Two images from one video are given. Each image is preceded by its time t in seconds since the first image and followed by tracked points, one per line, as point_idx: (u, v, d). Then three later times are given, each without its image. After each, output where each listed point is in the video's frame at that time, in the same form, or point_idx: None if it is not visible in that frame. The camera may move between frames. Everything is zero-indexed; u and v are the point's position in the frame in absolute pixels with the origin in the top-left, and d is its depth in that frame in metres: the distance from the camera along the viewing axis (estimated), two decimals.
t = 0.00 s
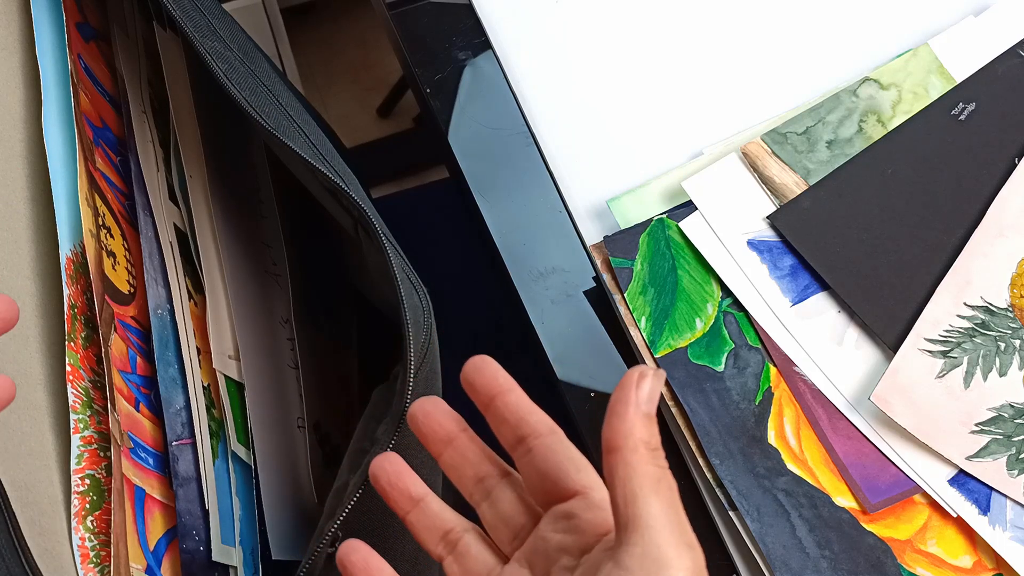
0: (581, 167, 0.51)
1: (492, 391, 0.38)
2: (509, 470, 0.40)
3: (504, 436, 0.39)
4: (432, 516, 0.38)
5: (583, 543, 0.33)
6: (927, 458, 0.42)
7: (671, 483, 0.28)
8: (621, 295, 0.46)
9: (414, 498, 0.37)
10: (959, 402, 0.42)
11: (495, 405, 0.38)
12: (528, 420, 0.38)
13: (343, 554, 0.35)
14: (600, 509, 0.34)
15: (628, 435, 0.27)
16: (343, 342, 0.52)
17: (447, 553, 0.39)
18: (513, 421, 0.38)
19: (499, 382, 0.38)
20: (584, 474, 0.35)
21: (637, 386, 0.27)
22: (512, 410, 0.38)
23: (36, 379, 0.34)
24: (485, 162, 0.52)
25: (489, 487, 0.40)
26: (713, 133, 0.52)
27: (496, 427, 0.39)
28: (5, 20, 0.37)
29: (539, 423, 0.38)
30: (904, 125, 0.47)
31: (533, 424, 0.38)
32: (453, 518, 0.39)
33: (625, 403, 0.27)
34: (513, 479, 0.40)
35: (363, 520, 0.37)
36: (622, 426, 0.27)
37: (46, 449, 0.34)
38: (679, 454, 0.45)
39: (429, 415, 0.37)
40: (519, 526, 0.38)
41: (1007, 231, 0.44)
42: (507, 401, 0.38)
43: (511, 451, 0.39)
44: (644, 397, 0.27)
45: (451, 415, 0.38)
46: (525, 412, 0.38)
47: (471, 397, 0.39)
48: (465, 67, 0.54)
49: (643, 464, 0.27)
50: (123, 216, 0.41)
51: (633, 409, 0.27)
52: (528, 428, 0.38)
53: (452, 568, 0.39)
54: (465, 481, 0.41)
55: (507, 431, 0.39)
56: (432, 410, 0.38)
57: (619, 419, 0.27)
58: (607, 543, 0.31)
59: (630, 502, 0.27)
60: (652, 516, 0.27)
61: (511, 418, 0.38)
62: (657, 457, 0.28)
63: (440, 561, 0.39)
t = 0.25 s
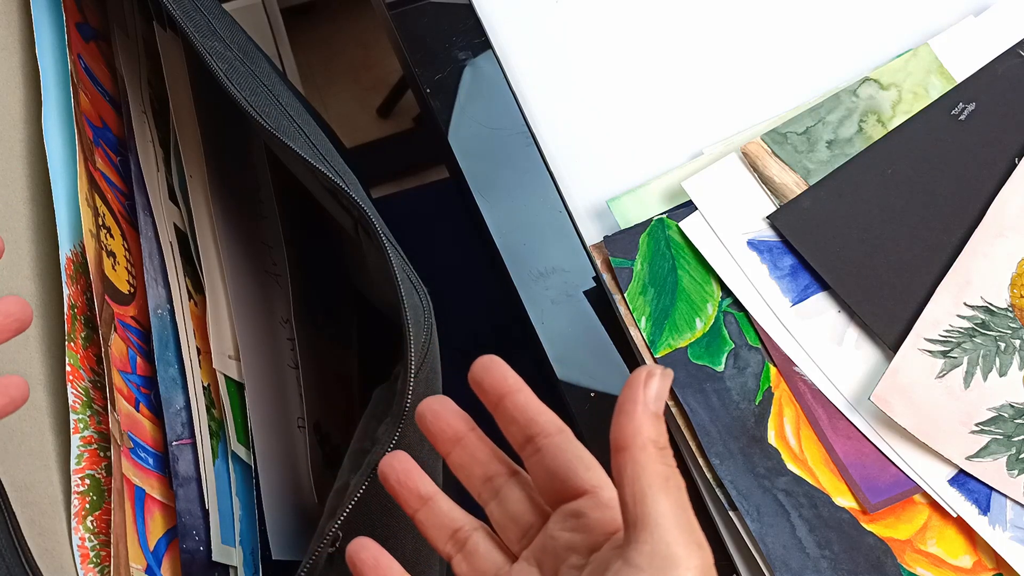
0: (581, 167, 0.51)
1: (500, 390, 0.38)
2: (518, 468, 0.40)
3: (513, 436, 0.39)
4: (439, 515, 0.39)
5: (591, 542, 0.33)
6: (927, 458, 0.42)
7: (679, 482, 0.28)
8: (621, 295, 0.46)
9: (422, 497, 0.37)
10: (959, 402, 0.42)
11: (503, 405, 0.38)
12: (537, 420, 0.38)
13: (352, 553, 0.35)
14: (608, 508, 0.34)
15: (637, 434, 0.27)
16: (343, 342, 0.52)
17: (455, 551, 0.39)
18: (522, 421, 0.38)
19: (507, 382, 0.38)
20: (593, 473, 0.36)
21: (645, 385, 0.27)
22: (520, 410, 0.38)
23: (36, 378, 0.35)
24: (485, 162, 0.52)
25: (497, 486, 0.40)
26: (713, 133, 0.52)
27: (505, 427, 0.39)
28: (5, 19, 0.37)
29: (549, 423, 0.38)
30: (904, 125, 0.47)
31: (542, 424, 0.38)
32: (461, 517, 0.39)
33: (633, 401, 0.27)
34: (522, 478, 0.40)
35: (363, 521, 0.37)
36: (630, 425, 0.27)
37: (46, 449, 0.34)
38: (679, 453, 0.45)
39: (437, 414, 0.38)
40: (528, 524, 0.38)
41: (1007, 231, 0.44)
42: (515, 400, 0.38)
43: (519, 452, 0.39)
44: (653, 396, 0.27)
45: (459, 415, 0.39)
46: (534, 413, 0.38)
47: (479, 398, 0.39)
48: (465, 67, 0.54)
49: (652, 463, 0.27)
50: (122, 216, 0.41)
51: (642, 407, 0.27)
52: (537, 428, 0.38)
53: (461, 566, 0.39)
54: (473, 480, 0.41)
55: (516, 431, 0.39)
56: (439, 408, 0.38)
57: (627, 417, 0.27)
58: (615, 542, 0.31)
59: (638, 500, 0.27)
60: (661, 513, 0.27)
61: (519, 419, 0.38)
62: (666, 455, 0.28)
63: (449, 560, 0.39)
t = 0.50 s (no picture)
0: (581, 167, 0.51)
1: (500, 390, 0.38)
2: (518, 468, 0.40)
3: (514, 436, 0.39)
4: (440, 514, 0.39)
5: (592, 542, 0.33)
6: (927, 458, 0.42)
7: (680, 481, 0.28)
8: (621, 295, 0.46)
9: (422, 497, 0.37)
10: (959, 402, 0.42)
11: (504, 404, 0.38)
12: (537, 419, 0.38)
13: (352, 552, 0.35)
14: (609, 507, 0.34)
15: (637, 433, 0.27)
16: (343, 342, 0.52)
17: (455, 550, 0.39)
18: (523, 420, 0.38)
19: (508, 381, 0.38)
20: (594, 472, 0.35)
21: (646, 385, 0.27)
22: (521, 409, 0.38)
23: (36, 378, 0.35)
24: (485, 162, 0.51)
25: (498, 485, 0.40)
26: (713, 133, 0.52)
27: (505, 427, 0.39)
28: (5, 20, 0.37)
29: (550, 422, 0.38)
30: (904, 125, 0.47)
31: (543, 423, 0.38)
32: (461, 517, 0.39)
33: (634, 401, 0.27)
34: (522, 477, 0.40)
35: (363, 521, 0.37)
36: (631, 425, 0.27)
37: (46, 449, 0.34)
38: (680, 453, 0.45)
39: (439, 413, 0.38)
40: (528, 524, 0.38)
41: (1007, 231, 0.44)
42: (515, 400, 0.38)
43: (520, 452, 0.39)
44: (653, 395, 0.27)
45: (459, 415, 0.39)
46: (534, 412, 0.38)
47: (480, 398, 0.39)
48: (465, 67, 0.54)
49: (652, 462, 0.27)
50: (123, 216, 0.41)
51: (642, 407, 0.27)
52: (538, 428, 0.38)
53: (461, 566, 0.39)
54: (474, 480, 0.41)
55: (516, 431, 0.39)
56: (439, 408, 0.38)
57: (628, 416, 0.27)
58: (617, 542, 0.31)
59: (640, 499, 0.27)
60: (663, 512, 0.27)
61: (520, 419, 0.38)
62: (667, 454, 0.28)
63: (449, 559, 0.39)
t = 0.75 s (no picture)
0: (581, 167, 0.51)
1: (509, 401, 0.39)
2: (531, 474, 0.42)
3: (526, 446, 0.40)
4: (453, 519, 0.40)
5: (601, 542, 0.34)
6: (927, 458, 0.42)
7: (681, 481, 0.28)
8: (621, 295, 0.46)
9: (435, 502, 0.38)
10: (959, 402, 0.42)
11: (513, 415, 0.40)
12: (548, 429, 0.39)
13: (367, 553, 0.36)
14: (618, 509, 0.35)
15: (637, 436, 0.27)
16: (343, 342, 0.52)
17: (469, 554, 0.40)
18: (531, 429, 0.39)
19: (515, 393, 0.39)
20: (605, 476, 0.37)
21: (645, 388, 0.27)
22: (530, 420, 0.39)
23: (36, 378, 0.35)
24: (485, 162, 0.51)
25: (512, 491, 0.42)
26: (713, 133, 0.52)
27: (516, 437, 0.40)
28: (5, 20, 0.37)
29: (561, 431, 0.39)
30: (904, 125, 0.47)
31: (554, 432, 0.39)
32: (473, 521, 0.41)
33: (634, 405, 0.27)
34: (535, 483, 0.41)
35: (364, 522, 0.37)
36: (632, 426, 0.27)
37: (46, 449, 0.34)
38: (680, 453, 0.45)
39: (446, 423, 0.39)
40: (541, 528, 0.40)
41: (1007, 230, 0.44)
42: (524, 410, 0.39)
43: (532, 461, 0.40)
44: (653, 398, 0.27)
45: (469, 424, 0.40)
46: (544, 421, 0.39)
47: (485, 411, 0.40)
48: (465, 67, 0.54)
49: (653, 463, 0.27)
50: (123, 216, 0.41)
51: (642, 410, 0.27)
52: (549, 436, 0.39)
53: (474, 568, 0.40)
54: (489, 485, 0.42)
55: (528, 442, 0.40)
56: (449, 415, 0.39)
57: (628, 420, 0.27)
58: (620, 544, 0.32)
59: (641, 500, 0.27)
60: (663, 513, 0.27)
61: (530, 430, 0.39)
62: (667, 456, 0.28)
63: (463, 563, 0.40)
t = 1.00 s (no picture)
0: (581, 168, 0.51)
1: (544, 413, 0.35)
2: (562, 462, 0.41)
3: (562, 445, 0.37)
4: (470, 499, 0.40)
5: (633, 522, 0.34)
6: (927, 458, 0.42)
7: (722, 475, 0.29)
8: (621, 295, 0.46)
9: (454, 481, 0.38)
10: (959, 402, 0.42)
11: (552, 424, 0.36)
12: (587, 429, 0.36)
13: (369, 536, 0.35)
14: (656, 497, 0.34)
15: (661, 436, 0.29)
16: (343, 342, 0.52)
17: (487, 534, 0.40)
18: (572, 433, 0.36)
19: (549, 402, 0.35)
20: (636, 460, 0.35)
21: (638, 393, 0.28)
22: (569, 425, 0.36)
23: (36, 378, 0.34)
24: (485, 162, 0.51)
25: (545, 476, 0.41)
26: (713, 133, 0.51)
27: (555, 442, 0.37)
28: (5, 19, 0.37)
29: (594, 423, 0.36)
30: (904, 125, 0.47)
31: (589, 427, 0.36)
32: (493, 502, 0.40)
33: (636, 410, 0.28)
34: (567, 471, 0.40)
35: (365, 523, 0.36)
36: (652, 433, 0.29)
37: (46, 448, 0.34)
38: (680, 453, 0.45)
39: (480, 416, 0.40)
40: (572, 513, 0.39)
41: (1007, 231, 0.44)
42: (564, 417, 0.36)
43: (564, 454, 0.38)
44: (648, 400, 0.29)
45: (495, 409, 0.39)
46: (583, 420, 0.36)
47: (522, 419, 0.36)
48: (466, 67, 0.54)
49: (691, 458, 0.29)
50: (122, 216, 0.41)
51: (647, 413, 0.28)
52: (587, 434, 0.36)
53: (492, 548, 0.39)
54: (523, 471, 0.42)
55: (566, 443, 0.37)
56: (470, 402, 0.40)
57: (639, 426, 0.29)
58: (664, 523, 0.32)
59: (690, 498, 0.29)
60: (716, 507, 0.28)
61: (572, 433, 0.36)
62: (700, 448, 0.29)
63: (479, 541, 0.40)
